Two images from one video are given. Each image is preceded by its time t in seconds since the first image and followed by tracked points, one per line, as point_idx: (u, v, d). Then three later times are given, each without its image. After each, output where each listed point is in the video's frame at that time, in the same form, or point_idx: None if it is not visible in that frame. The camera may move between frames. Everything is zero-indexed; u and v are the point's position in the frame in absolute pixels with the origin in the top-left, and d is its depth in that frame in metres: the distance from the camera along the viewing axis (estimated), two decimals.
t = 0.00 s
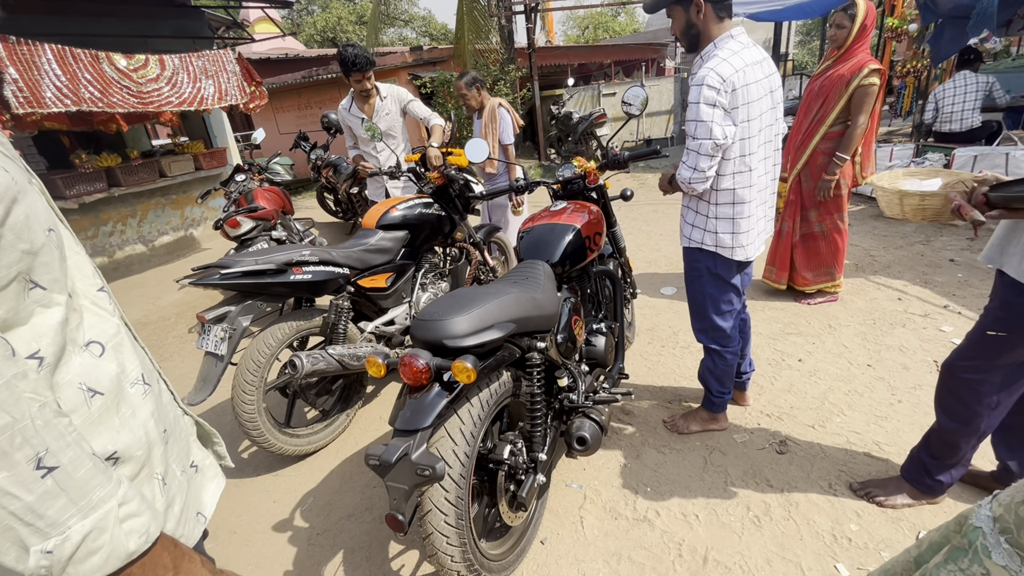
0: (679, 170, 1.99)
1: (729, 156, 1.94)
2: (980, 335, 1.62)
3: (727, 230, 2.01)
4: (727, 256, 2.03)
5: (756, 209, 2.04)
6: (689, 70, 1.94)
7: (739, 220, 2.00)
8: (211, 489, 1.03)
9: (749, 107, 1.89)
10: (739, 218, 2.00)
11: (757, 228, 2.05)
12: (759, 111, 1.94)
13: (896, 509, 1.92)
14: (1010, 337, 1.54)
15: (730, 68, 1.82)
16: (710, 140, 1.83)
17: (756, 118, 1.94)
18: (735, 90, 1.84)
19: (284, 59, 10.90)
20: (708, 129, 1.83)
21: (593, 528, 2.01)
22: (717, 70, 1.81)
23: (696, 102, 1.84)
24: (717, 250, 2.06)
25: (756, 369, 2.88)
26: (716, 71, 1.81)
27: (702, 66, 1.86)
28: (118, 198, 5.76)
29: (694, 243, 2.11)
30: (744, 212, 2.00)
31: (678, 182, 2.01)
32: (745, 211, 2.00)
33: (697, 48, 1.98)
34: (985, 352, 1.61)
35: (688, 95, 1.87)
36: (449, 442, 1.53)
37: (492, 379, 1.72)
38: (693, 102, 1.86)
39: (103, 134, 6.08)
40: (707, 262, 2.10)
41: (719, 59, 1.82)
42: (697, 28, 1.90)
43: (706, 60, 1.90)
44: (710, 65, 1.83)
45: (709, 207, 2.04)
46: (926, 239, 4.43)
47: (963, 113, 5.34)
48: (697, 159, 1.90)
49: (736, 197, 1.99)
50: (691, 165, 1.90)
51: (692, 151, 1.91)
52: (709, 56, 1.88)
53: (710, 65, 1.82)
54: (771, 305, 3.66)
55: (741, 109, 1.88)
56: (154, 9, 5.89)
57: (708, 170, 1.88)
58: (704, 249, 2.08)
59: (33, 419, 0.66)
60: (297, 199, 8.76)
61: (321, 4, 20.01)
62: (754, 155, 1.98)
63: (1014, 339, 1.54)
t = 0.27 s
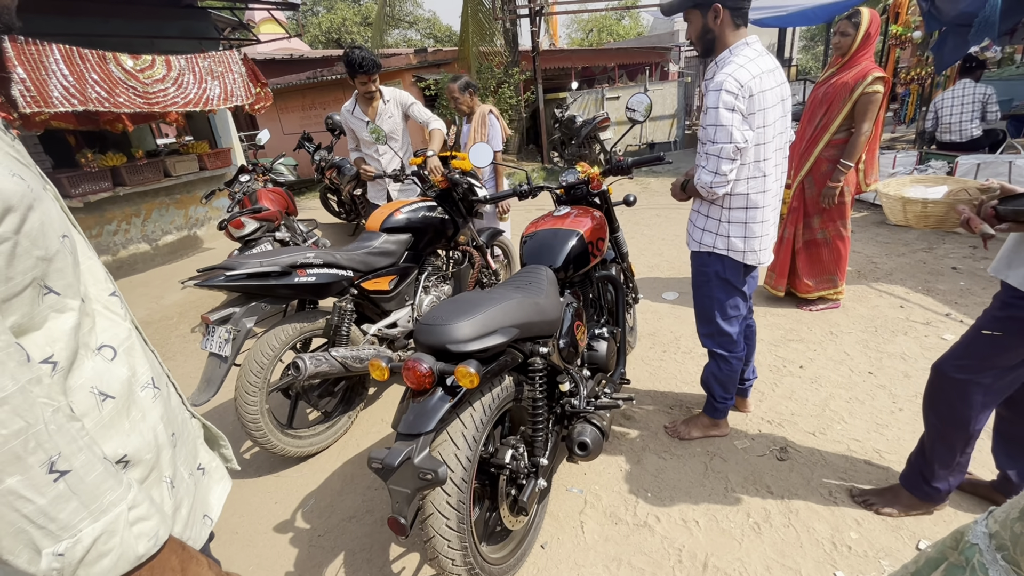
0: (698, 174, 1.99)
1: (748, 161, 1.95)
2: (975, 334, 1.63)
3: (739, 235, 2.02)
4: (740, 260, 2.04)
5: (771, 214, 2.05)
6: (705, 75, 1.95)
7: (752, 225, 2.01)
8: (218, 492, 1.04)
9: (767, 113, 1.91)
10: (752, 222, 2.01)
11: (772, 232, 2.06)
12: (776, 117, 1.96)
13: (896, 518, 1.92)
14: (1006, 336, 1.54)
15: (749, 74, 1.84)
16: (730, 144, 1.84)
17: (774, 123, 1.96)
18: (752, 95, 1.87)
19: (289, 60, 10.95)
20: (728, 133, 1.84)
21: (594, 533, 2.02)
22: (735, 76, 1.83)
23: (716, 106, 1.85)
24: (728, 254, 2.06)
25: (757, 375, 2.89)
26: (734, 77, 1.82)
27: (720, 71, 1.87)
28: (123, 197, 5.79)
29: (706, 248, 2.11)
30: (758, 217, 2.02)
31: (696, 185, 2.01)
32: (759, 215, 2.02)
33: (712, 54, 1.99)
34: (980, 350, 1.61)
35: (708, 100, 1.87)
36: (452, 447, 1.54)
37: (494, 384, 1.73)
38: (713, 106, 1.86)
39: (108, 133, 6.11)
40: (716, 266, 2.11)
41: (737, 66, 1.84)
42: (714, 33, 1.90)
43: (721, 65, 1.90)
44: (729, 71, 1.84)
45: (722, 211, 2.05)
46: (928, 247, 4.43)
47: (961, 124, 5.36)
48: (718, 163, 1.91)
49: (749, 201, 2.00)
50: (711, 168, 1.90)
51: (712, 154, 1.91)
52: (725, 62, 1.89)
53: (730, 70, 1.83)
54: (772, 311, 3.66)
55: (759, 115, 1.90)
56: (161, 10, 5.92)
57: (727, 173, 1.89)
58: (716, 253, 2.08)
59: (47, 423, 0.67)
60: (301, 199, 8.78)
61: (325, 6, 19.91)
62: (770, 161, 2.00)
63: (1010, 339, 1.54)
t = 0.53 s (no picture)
0: (717, 176, 1.98)
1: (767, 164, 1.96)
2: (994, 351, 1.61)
3: (756, 238, 2.03)
4: (756, 264, 2.04)
5: (788, 218, 2.06)
6: (724, 79, 1.95)
7: (769, 228, 2.02)
8: (235, 489, 1.05)
9: (786, 117, 1.92)
10: (769, 226, 2.02)
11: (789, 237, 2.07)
12: (796, 121, 1.96)
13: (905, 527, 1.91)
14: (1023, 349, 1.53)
15: (770, 78, 1.84)
16: (752, 147, 1.84)
17: (793, 128, 1.97)
18: (773, 99, 1.87)
19: (298, 61, 11.02)
20: (749, 136, 1.83)
21: (600, 537, 2.02)
22: (757, 79, 1.83)
23: (738, 109, 1.84)
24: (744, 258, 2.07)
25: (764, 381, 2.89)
26: (756, 80, 1.82)
27: (742, 74, 1.87)
28: (132, 196, 5.83)
29: (722, 251, 2.10)
30: (774, 221, 2.03)
31: (715, 188, 2.00)
32: (775, 219, 2.03)
33: (731, 58, 1.98)
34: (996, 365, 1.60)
35: (730, 102, 1.87)
36: (462, 448, 1.55)
37: (504, 387, 1.73)
38: (734, 109, 1.86)
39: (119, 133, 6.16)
40: (731, 270, 2.11)
41: (759, 69, 1.84)
42: (735, 36, 1.90)
43: (742, 69, 1.90)
44: (751, 74, 1.84)
45: (739, 214, 2.05)
46: (937, 255, 4.42)
47: (970, 134, 5.35)
48: (738, 166, 1.90)
49: (767, 205, 2.01)
50: (733, 170, 1.90)
51: (733, 157, 1.91)
52: (745, 66, 1.89)
53: (752, 74, 1.83)
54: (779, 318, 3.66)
55: (779, 119, 1.91)
56: (174, 11, 5.97)
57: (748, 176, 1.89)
58: (732, 257, 2.08)
59: (81, 417, 0.67)
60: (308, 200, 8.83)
61: (333, 9, 20.00)
62: (787, 165, 2.01)
63: None
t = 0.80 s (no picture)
0: (741, 180, 1.96)
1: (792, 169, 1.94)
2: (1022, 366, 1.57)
3: (778, 244, 2.01)
4: (777, 270, 2.02)
5: (811, 224, 2.03)
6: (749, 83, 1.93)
7: (791, 234, 2.00)
8: (252, 490, 1.04)
9: (812, 122, 1.90)
10: (791, 232, 2.00)
11: (811, 243, 2.04)
12: (821, 127, 1.95)
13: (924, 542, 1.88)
14: None
15: (797, 82, 1.83)
16: (778, 151, 1.82)
17: (818, 133, 1.95)
18: (800, 103, 1.85)
19: (309, 64, 11.10)
20: (776, 140, 1.81)
21: (612, 546, 1.99)
22: (784, 83, 1.81)
23: (765, 113, 1.82)
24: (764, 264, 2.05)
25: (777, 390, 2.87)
26: (783, 84, 1.81)
27: (767, 79, 1.85)
28: (145, 195, 5.88)
29: (743, 257, 2.08)
30: (797, 227, 2.00)
31: (738, 192, 1.98)
32: (798, 224, 2.01)
33: (755, 62, 1.96)
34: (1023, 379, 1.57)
35: (756, 106, 1.85)
36: (475, 453, 1.53)
37: (517, 392, 1.72)
38: (760, 113, 1.84)
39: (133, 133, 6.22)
40: (750, 276, 2.09)
41: (785, 73, 1.82)
42: (761, 40, 1.89)
43: (767, 74, 1.88)
44: (777, 78, 1.82)
45: (761, 219, 2.03)
46: (952, 265, 4.36)
47: (986, 144, 5.29)
48: (763, 170, 1.88)
49: (790, 210, 1.99)
50: (757, 174, 1.88)
51: (758, 161, 1.89)
52: (771, 71, 1.88)
53: (778, 78, 1.82)
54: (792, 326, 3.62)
55: (805, 124, 1.89)
56: (190, 14, 6.03)
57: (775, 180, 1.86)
58: (752, 263, 2.07)
59: (112, 416, 0.66)
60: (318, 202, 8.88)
61: (344, 13, 20.11)
62: (812, 171, 1.99)
63: None
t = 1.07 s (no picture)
0: (775, 186, 1.92)
1: (826, 175, 1.91)
2: None
3: (810, 252, 1.98)
4: (808, 278, 2.00)
5: (844, 232, 2.01)
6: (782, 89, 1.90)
7: (823, 241, 1.98)
8: (280, 497, 1.02)
9: (848, 127, 1.88)
10: (823, 240, 1.98)
11: (843, 251, 2.02)
12: (854, 133, 1.92)
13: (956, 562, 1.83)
14: None
15: (833, 87, 1.80)
16: (816, 156, 1.78)
17: (851, 139, 1.92)
18: (837, 108, 1.82)
19: (323, 69, 11.19)
20: (813, 145, 1.78)
21: (631, 559, 1.95)
22: (821, 88, 1.78)
23: (801, 117, 1.79)
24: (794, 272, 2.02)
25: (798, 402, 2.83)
26: (820, 89, 1.77)
27: (802, 83, 1.82)
28: (162, 197, 5.93)
29: (772, 264, 2.05)
30: (830, 234, 1.98)
31: (771, 198, 1.94)
32: (830, 231, 1.99)
33: (787, 68, 1.93)
34: None
35: (791, 111, 1.82)
36: (497, 462, 1.50)
37: (538, 400, 1.69)
38: (796, 117, 1.81)
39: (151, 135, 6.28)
40: (779, 284, 2.06)
41: (822, 78, 1.79)
42: (795, 45, 1.85)
43: (801, 79, 1.85)
44: (814, 83, 1.79)
45: (792, 226, 2.00)
46: (975, 276, 4.28)
47: (1009, 153, 5.21)
48: (799, 175, 1.84)
49: (822, 217, 1.97)
50: (793, 180, 1.84)
51: (793, 166, 1.85)
52: (804, 75, 1.84)
53: (815, 82, 1.79)
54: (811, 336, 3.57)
55: (840, 129, 1.86)
56: (209, 18, 6.09)
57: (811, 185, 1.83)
58: (782, 271, 2.03)
59: (154, 422, 0.64)
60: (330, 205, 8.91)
61: (357, 18, 20.23)
62: (846, 178, 1.97)
63: None
